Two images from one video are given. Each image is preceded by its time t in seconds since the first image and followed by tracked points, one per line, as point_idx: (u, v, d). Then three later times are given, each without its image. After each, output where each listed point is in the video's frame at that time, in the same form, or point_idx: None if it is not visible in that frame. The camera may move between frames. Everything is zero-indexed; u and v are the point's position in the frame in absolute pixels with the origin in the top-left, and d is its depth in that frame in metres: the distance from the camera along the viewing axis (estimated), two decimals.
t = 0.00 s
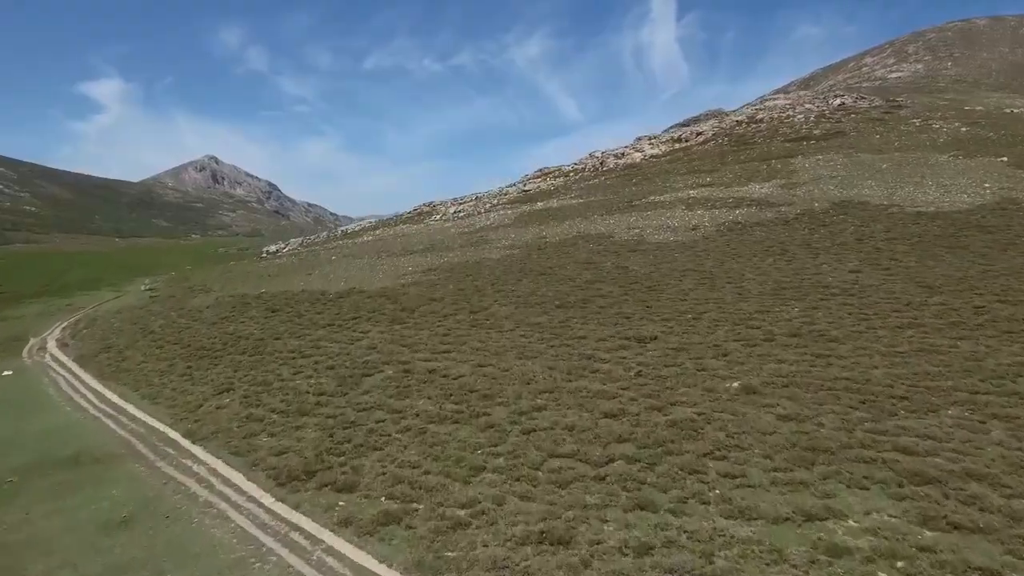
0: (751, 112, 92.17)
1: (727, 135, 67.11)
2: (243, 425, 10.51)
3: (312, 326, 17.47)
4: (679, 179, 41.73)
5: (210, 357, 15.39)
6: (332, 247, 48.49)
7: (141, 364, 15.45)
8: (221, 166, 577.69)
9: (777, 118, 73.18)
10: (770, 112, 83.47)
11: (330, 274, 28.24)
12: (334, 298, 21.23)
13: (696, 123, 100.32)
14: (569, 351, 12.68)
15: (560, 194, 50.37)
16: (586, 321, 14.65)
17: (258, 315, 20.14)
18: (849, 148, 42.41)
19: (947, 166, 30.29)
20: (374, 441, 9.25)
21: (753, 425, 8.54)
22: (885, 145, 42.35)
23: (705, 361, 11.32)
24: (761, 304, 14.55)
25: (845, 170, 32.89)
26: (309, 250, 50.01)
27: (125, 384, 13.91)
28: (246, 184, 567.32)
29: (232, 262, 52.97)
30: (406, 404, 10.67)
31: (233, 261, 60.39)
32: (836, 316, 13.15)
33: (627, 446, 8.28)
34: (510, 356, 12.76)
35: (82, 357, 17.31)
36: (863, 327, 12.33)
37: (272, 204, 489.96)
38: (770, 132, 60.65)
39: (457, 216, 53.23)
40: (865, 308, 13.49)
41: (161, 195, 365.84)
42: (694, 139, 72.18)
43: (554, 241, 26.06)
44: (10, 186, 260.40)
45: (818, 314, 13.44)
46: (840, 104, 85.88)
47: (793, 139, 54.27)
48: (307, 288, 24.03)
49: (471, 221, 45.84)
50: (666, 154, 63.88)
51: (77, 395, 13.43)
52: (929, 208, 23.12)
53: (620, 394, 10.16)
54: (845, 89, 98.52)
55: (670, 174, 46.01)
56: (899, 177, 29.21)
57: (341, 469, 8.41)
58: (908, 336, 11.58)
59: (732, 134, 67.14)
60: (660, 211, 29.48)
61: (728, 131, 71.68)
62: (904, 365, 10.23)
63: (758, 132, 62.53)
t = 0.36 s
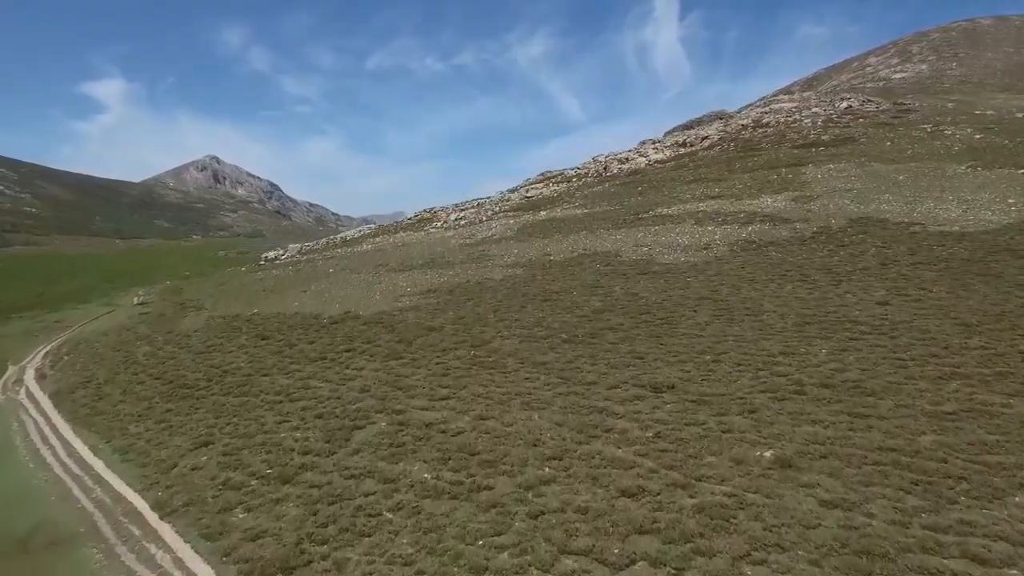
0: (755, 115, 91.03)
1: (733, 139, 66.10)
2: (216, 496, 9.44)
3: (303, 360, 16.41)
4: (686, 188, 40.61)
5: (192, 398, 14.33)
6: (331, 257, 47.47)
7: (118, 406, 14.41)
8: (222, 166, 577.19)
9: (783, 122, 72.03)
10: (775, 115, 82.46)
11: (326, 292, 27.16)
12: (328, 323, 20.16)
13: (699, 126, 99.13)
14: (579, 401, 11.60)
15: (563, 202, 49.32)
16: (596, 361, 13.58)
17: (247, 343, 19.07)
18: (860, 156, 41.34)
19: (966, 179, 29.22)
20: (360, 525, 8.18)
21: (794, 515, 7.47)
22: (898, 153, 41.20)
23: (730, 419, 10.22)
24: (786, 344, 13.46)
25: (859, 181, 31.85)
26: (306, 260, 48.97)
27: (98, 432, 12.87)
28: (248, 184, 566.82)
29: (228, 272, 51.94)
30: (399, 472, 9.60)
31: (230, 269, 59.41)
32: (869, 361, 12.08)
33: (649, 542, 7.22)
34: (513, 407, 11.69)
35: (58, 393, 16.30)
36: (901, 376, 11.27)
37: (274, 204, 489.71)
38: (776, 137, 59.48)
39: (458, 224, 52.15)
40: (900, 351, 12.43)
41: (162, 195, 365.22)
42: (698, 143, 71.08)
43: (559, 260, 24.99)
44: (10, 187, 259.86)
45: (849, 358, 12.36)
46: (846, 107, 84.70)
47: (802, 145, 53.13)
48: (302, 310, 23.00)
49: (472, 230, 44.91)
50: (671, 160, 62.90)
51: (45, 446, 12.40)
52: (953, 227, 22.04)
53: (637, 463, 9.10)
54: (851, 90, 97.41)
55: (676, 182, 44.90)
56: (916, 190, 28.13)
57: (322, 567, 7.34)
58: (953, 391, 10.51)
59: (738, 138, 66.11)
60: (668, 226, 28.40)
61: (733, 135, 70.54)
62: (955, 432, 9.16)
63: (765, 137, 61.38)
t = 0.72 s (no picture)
0: (760, 119, 89.97)
1: (738, 145, 65.05)
2: None
3: (292, 405, 15.37)
4: (693, 200, 39.53)
5: (171, 455, 13.29)
6: (329, 269, 46.43)
7: (91, 464, 13.34)
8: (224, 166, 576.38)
9: (789, 127, 70.90)
10: (781, 119, 81.42)
11: (320, 315, 26.11)
12: (320, 359, 19.09)
13: (703, 130, 97.89)
14: (589, 472, 10.56)
15: (567, 212, 48.28)
16: (606, 418, 12.53)
17: (235, 380, 18.01)
18: (871, 167, 40.30)
19: (986, 196, 28.19)
20: None
21: None
22: (911, 164, 40.09)
23: (759, 504, 9.18)
24: (813, 400, 12.41)
25: (873, 197, 30.81)
26: (303, 272, 47.90)
27: (65, 498, 11.84)
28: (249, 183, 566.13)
29: (224, 284, 50.97)
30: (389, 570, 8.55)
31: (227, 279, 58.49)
32: (906, 427, 11.05)
33: None
34: (517, 479, 10.64)
35: (30, 441, 15.29)
36: (944, 449, 10.24)
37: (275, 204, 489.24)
38: (784, 144, 58.40)
39: (459, 233, 51.10)
40: (939, 413, 11.43)
41: (163, 196, 364.40)
42: (703, 148, 70.02)
43: (564, 283, 23.93)
44: (11, 188, 259.17)
45: (884, 421, 11.31)
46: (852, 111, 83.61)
47: (811, 154, 52.01)
48: (295, 339, 21.97)
49: (473, 242, 43.96)
50: (676, 166, 61.87)
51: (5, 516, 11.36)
52: (979, 253, 20.99)
53: (657, 566, 8.04)
54: (856, 91, 96.30)
55: (682, 193, 43.81)
56: (935, 209, 27.10)
57: None
58: (1006, 470, 9.48)
59: (743, 144, 65.07)
60: (677, 246, 27.31)
61: (738, 140, 69.45)
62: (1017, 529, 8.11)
63: (772, 143, 60.29)
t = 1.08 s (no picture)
0: (765, 126, 88.84)
1: (745, 154, 63.92)
2: None
3: (278, 466, 14.22)
4: (701, 217, 38.42)
5: (142, 532, 12.17)
6: (327, 285, 45.43)
7: (55, 542, 12.22)
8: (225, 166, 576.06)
9: (795, 134, 69.75)
10: (787, 126, 80.26)
11: (315, 345, 24.98)
12: (310, 405, 17.93)
13: (707, 136, 96.80)
14: None
15: (570, 225, 47.23)
16: (618, 498, 11.37)
17: (218, 431, 16.87)
18: (885, 183, 39.16)
19: (1009, 220, 27.05)
20: None
21: None
22: (925, 179, 38.96)
23: None
24: (846, 479, 11.24)
25: (890, 219, 29.65)
26: (301, 287, 46.89)
27: None
28: (251, 184, 565.51)
29: (220, 299, 50.01)
30: None
31: (224, 291, 57.52)
32: (953, 519, 9.89)
33: None
34: None
35: None
36: (1000, 552, 9.07)
37: (277, 205, 488.72)
38: (791, 154, 57.29)
39: (460, 247, 50.08)
40: (988, 501, 10.27)
41: (164, 197, 363.98)
42: (708, 156, 68.94)
43: (569, 316, 22.83)
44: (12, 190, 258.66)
45: (930, 511, 10.13)
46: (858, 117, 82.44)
47: (820, 165, 50.87)
48: (285, 377, 20.85)
49: (475, 258, 42.90)
50: (681, 176, 60.76)
51: None
52: (1010, 289, 19.80)
53: None
54: (862, 96, 95.20)
55: (689, 208, 42.71)
56: (957, 234, 25.95)
57: None
58: None
59: (750, 153, 63.93)
60: (687, 273, 26.18)
61: (744, 148, 68.32)
62: None
63: (779, 153, 59.15)
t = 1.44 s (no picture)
0: (770, 132, 87.41)
1: (751, 162, 62.58)
2: None
3: (256, 546, 12.97)
4: (709, 237, 37.04)
5: None
6: (323, 303, 44.19)
7: None
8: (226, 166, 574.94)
9: (802, 142, 68.31)
10: (794, 132, 78.87)
11: (306, 382, 23.73)
12: (296, 462, 16.69)
13: (712, 143, 95.54)
14: None
15: (574, 241, 45.85)
16: None
17: (196, 494, 15.62)
18: (899, 199, 37.84)
19: None
20: None
21: None
22: (942, 196, 37.55)
23: None
24: None
25: (910, 243, 28.29)
26: (295, 306, 45.47)
27: None
28: (252, 184, 564.65)
29: (213, 316, 48.59)
30: None
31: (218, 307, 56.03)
32: None
33: None
34: None
35: None
36: None
37: (278, 205, 487.63)
38: (800, 165, 55.90)
39: (460, 262, 48.69)
40: None
41: (164, 198, 362.83)
42: (713, 165, 67.52)
43: (574, 355, 21.51)
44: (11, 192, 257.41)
45: None
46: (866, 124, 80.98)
47: (830, 178, 49.47)
48: (273, 424, 19.62)
49: (475, 275, 41.66)
50: (687, 186, 59.46)
51: None
52: None
53: None
54: (869, 99, 93.74)
55: (697, 225, 41.32)
56: (983, 262, 24.61)
57: None
58: None
59: (756, 161, 62.60)
60: (698, 304, 24.83)
61: (750, 157, 66.91)
62: None
63: (787, 163, 57.76)
